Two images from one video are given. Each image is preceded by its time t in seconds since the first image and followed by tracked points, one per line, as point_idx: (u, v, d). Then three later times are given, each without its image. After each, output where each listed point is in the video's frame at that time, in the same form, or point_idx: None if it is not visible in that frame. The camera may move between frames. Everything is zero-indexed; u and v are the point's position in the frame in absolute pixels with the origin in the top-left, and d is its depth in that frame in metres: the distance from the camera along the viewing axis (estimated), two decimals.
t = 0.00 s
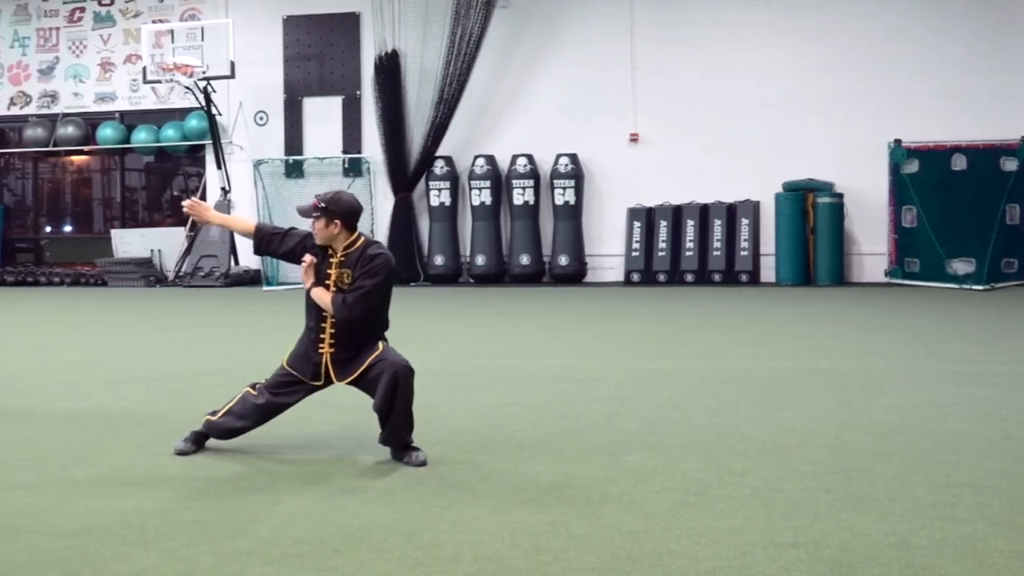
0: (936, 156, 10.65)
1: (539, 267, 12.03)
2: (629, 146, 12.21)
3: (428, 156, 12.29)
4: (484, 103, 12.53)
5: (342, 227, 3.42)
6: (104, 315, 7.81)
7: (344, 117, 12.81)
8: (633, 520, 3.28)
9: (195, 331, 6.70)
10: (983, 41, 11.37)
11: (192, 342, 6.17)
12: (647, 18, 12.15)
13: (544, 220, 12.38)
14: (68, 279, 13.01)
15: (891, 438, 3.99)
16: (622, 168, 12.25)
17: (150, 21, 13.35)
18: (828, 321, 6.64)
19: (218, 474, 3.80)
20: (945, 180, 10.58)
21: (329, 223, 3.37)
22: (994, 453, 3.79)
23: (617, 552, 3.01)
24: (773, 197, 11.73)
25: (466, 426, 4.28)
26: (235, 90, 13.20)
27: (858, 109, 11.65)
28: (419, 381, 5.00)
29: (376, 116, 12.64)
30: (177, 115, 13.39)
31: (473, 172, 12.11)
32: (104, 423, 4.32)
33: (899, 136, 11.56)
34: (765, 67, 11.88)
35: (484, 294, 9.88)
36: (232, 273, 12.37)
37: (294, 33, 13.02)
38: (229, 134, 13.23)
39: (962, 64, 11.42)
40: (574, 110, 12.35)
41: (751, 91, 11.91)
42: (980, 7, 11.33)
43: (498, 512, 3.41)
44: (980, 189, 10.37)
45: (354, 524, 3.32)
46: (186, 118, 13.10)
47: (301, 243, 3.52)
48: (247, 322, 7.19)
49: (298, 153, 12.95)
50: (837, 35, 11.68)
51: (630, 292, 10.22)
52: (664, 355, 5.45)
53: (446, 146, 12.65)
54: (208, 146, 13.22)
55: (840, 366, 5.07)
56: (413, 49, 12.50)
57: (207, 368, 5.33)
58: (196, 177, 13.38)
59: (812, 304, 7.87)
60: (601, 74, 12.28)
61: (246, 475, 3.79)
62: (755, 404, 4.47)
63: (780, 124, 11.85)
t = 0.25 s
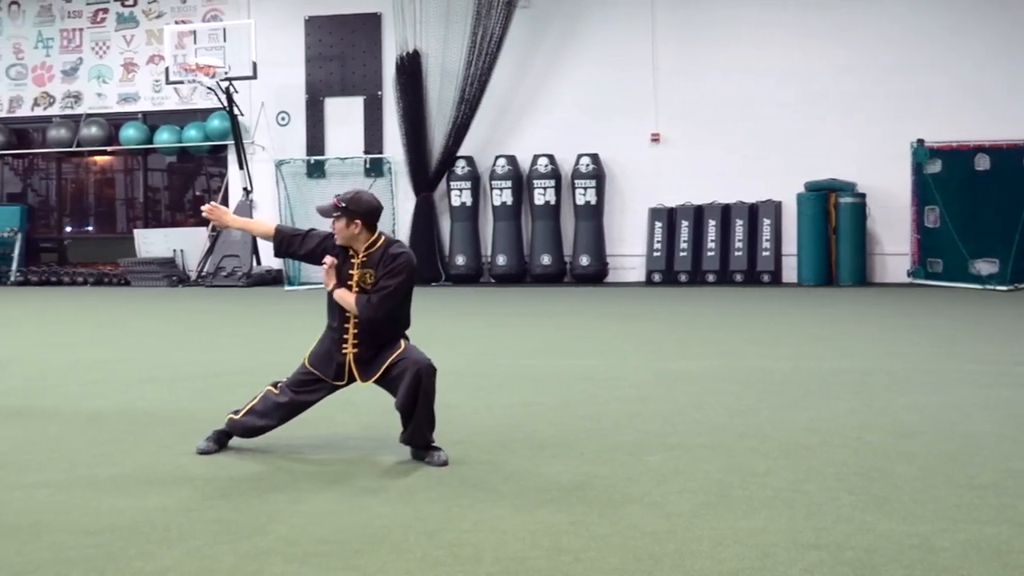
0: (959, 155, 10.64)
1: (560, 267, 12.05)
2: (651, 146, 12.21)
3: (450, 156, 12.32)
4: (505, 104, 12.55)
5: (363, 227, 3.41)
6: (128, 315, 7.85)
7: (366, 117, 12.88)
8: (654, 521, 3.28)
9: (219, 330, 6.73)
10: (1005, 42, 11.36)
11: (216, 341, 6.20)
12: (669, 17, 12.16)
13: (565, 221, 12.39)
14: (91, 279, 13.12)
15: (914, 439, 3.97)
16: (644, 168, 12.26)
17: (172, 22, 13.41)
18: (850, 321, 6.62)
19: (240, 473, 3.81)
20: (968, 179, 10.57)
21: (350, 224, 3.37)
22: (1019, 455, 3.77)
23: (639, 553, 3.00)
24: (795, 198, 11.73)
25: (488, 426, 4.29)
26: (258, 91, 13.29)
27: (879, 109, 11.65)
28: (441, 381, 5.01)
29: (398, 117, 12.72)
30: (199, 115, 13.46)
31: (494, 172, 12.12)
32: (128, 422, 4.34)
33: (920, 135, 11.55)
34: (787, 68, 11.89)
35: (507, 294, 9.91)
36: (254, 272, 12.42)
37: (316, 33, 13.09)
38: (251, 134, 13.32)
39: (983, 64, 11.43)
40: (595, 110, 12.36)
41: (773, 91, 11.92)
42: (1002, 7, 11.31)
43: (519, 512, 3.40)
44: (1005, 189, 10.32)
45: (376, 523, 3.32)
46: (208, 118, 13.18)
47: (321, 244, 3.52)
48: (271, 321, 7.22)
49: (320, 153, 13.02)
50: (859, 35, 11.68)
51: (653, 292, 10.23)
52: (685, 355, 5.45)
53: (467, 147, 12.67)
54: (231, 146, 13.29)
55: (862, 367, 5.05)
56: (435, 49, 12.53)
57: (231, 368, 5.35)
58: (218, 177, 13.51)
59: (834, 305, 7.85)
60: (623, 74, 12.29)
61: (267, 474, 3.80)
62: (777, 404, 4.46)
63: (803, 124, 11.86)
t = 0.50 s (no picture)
0: (984, 155, 10.79)
1: (583, 267, 12.06)
2: (674, 146, 12.21)
3: (471, 157, 12.33)
4: (527, 104, 12.55)
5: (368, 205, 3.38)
6: (154, 314, 7.90)
7: (389, 117, 12.94)
8: (677, 522, 3.27)
9: (245, 330, 6.77)
10: None
11: (242, 341, 6.23)
12: (693, 17, 12.15)
13: (588, 221, 12.39)
14: (116, 279, 13.17)
15: (939, 440, 3.95)
16: (667, 168, 12.25)
17: (196, 23, 13.48)
18: (873, 321, 6.60)
19: (264, 472, 3.83)
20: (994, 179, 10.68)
21: (355, 204, 3.34)
22: None
23: (661, 553, 3.00)
24: (819, 197, 11.71)
25: (512, 426, 4.29)
26: (281, 91, 13.35)
27: (903, 109, 11.62)
28: (464, 381, 5.02)
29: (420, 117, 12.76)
30: (223, 115, 13.53)
31: (517, 173, 12.13)
32: (154, 421, 4.37)
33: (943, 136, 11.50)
34: (811, 67, 11.87)
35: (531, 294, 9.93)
36: (277, 272, 12.47)
37: (339, 34, 13.14)
38: (274, 134, 13.39)
39: (1009, 63, 11.37)
40: (618, 110, 12.35)
41: (798, 91, 11.90)
42: None
43: (541, 512, 3.40)
44: None
45: (398, 523, 3.32)
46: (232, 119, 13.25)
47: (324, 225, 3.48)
48: (295, 321, 7.25)
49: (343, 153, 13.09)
50: (884, 35, 11.65)
51: (676, 292, 10.23)
52: (707, 355, 5.44)
53: (489, 147, 12.68)
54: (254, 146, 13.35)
55: (886, 368, 5.03)
56: (457, 49, 12.55)
57: (256, 367, 5.38)
58: (242, 178, 13.49)
59: (858, 305, 7.82)
60: (647, 74, 12.28)
61: (291, 473, 3.81)
62: (800, 404, 4.45)
63: (827, 124, 11.83)
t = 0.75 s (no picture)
0: (998, 155, 10.75)
1: (597, 267, 12.06)
2: (688, 146, 12.20)
3: (485, 158, 12.34)
4: (542, 103, 12.55)
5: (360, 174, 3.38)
6: (169, 314, 7.92)
7: (403, 117, 12.97)
8: (691, 522, 3.27)
9: (260, 329, 6.79)
10: None
11: (257, 340, 6.25)
12: (708, 17, 12.14)
13: (602, 221, 12.39)
14: (131, 278, 13.22)
15: (954, 441, 3.94)
16: (681, 168, 12.23)
17: (212, 23, 13.51)
18: (888, 321, 6.58)
19: (279, 471, 3.84)
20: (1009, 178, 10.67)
21: (344, 171, 3.36)
22: None
23: (675, 553, 3.00)
24: (834, 197, 11.68)
25: (527, 425, 4.29)
26: (296, 91, 13.38)
27: (918, 109, 11.59)
28: (478, 380, 5.02)
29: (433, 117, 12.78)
30: (238, 115, 13.58)
31: (530, 172, 12.12)
32: (170, 420, 4.38)
33: (957, 136, 11.47)
34: (827, 67, 11.85)
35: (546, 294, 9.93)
36: (292, 272, 12.49)
37: (353, 34, 13.16)
38: (289, 134, 13.42)
39: None
40: (632, 110, 12.35)
41: (813, 91, 11.89)
42: None
43: (556, 512, 3.40)
44: None
45: (413, 522, 3.32)
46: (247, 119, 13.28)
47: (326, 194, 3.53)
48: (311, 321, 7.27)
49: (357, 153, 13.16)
50: (900, 35, 11.63)
51: (691, 291, 10.22)
52: (721, 355, 5.44)
53: (502, 147, 12.68)
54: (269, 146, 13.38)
55: (900, 368, 5.01)
56: (472, 49, 12.58)
57: (271, 367, 5.39)
58: (257, 178, 13.58)
59: (872, 305, 7.81)
60: (662, 74, 12.27)
61: (305, 472, 3.82)
62: (814, 405, 4.44)
63: (842, 124, 11.81)
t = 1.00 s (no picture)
0: (999, 155, 10.82)
1: (597, 267, 12.06)
2: (688, 146, 12.20)
3: (485, 158, 12.34)
4: (542, 103, 12.55)
5: (347, 163, 3.48)
6: (170, 314, 7.92)
7: (403, 117, 12.98)
8: (691, 522, 3.27)
9: (259, 329, 6.79)
10: None
11: (256, 340, 6.26)
12: (709, 17, 12.14)
13: (602, 220, 12.39)
14: (131, 279, 13.23)
15: (954, 441, 3.94)
16: (681, 168, 12.23)
17: (212, 23, 13.51)
18: (889, 321, 6.58)
19: (279, 471, 3.84)
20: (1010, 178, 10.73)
21: (331, 159, 3.47)
22: None
23: (675, 553, 3.00)
24: (834, 197, 11.68)
25: (526, 425, 4.29)
26: (297, 91, 13.39)
27: (919, 109, 11.59)
28: (478, 380, 5.02)
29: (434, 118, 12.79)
30: (239, 115, 13.58)
31: (531, 173, 12.12)
32: (170, 420, 4.39)
33: (958, 136, 11.47)
34: (827, 67, 11.85)
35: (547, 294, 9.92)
36: (292, 272, 12.49)
37: (354, 34, 13.17)
38: (289, 134, 13.42)
39: None
40: (632, 110, 12.35)
41: (814, 91, 11.88)
42: None
43: (556, 512, 3.40)
44: None
45: (412, 522, 3.32)
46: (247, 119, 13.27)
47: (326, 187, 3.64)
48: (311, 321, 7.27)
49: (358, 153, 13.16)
50: (901, 35, 11.63)
51: (692, 292, 10.22)
52: (721, 355, 5.44)
53: (503, 148, 12.68)
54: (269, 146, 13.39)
55: (900, 368, 5.01)
56: (473, 49, 12.59)
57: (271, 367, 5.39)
58: (257, 177, 13.60)
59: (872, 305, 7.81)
60: (662, 74, 12.27)
61: (305, 472, 3.82)
62: (814, 405, 4.44)
63: (842, 124, 11.81)
